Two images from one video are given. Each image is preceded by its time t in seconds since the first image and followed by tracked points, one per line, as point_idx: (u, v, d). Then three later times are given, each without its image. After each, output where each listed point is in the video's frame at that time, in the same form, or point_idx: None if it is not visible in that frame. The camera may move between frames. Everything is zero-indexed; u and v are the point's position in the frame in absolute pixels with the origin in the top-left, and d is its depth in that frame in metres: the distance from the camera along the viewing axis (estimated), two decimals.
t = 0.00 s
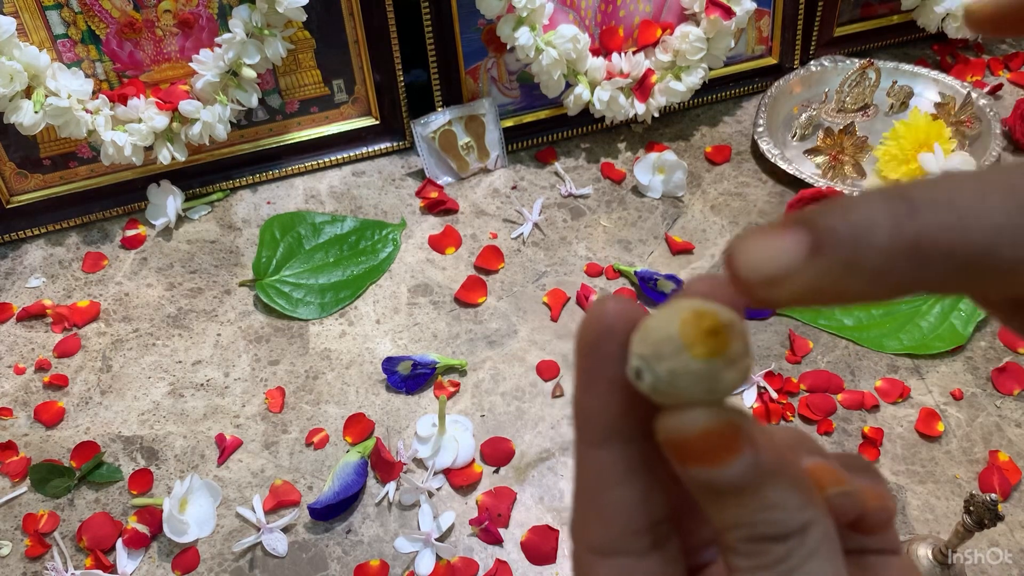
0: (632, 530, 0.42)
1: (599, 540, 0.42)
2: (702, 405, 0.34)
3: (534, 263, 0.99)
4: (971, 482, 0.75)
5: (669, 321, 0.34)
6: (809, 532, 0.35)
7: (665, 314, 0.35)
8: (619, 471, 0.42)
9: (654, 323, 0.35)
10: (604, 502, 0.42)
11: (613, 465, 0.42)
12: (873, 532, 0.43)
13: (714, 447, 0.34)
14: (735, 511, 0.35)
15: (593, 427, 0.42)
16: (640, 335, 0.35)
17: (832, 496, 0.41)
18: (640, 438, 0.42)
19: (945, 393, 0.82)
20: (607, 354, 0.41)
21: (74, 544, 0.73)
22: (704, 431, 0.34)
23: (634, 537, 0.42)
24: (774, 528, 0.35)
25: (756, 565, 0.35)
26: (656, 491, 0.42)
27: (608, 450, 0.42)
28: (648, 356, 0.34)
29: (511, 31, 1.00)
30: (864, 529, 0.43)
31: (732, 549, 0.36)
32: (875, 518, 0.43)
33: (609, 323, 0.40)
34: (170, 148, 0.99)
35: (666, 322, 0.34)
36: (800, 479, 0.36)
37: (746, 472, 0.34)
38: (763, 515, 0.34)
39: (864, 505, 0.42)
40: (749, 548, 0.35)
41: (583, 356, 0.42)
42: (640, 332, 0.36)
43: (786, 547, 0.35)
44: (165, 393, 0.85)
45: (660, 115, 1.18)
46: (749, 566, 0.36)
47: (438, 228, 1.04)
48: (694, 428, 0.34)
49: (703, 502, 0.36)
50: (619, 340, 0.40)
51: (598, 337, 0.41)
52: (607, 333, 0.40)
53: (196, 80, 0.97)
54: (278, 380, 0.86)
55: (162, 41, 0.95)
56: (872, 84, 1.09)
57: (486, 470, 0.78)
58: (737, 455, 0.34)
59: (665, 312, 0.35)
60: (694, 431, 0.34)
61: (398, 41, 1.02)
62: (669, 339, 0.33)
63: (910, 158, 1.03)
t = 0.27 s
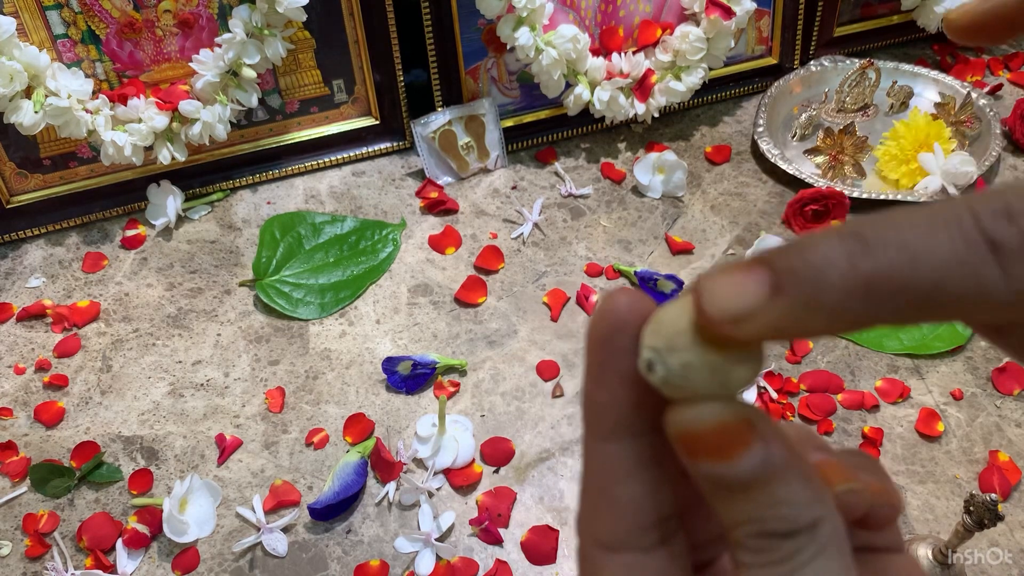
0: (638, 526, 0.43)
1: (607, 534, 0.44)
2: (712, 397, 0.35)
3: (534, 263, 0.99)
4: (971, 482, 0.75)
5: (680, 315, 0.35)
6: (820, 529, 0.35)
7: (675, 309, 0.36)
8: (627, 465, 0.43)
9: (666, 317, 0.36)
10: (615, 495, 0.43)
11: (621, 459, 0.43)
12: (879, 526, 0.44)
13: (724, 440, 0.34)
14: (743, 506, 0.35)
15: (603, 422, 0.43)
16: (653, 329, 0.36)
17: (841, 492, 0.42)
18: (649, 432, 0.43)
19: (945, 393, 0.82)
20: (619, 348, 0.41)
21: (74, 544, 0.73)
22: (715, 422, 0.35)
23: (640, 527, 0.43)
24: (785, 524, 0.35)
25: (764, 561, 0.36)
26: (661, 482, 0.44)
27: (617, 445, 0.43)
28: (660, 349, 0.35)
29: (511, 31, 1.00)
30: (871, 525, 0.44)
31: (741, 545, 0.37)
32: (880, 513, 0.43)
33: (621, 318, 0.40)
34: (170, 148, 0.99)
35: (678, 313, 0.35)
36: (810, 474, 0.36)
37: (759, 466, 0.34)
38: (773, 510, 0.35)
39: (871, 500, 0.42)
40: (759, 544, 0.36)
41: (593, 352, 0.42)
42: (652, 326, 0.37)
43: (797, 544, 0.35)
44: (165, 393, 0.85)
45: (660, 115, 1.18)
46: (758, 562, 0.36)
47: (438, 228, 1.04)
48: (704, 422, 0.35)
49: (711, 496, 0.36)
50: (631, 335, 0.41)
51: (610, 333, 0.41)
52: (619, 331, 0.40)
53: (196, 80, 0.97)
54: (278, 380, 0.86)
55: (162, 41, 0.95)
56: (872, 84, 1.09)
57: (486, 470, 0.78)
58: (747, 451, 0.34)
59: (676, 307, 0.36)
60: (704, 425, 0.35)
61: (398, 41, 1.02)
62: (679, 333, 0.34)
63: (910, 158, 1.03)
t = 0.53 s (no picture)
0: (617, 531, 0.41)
1: (584, 539, 0.41)
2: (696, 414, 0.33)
3: (534, 263, 0.99)
4: (971, 482, 0.75)
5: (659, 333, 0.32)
6: (796, 543, 0.36)
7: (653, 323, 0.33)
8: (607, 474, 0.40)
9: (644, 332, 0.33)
10: (592, 505, 0.41)
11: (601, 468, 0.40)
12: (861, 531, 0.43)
13: (708, 456, 0.33)
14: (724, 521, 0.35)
15: (582, 429, 0.40)
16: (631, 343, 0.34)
17: (823, 501, 0.40)
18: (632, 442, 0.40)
19: (945, 393, 0.82)
20: (600, 357, 0.39)
21: (74, 544, 0.73)
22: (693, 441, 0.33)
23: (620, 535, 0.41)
24: (764, 538, 0.35)
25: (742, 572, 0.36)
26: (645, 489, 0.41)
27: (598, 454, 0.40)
28: (638, 368, 0.32)
29: (511, 31, 1.00)
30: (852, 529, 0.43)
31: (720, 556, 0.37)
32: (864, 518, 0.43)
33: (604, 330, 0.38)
34: (170, 148, 0.99)
35: (658, 326, 0.33)
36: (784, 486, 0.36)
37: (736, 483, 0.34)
38: (751, 524, 0.35)
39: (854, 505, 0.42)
40: (738, 557, 0.35)
41: (575, 360, 0.40)
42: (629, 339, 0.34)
43: (774, 557, 0.35)
44: (165, 393, 0.85)
45: (660, 115, 1.18)
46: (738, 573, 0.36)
47: (438, 228, 1.04)
48: (686, 437, 0.33)
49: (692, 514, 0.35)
50: (612, 345, 0.38)
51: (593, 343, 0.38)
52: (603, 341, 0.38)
53: (196, 80, 0.97)
54: (278, 380, 0.86)
55: (162, 41, 0.95)
56: (872, 84, 1.09)
57: (486, 470, 0.78)
58: (726, 467, 0.33)
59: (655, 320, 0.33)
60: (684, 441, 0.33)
61: (398, 41, 1.02)
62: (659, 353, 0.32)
63: (910, 158, 1.03)
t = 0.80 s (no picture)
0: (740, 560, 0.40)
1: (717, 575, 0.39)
2: (879, 418, 0.39)
3: (534, 263, 0.99)
4: (971, 482, 0.75)
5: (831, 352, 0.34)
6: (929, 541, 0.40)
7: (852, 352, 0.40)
8: (775, 471, 0.45)
9: (847, 357, 0.40)
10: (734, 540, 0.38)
11: (772, 466, 0.46)
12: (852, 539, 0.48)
13: (882, 451, 0.39)
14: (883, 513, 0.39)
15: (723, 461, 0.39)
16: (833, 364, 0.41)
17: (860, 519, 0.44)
18: (804, 450, 0.45)
19: (945, 393, 0.82)
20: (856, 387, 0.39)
21: (75, 544, 0.73)
22: (877, 436, 0.39)
23: (772, 517, 0.46)
24: (915, 529, 0.39)
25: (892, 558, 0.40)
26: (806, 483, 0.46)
27: (769, 452, 0.45)
28: (839, 380, 0.40)
29: (511, 31, 1.00)
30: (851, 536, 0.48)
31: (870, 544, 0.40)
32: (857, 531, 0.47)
33: (799, 363, 0.43)
34: (171, 148, 0.99)
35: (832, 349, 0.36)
36: (937, 494, 0.41)
37: (902, 479, 0.39)
38: (906, 515, 0.39)
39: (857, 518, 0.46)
40: (892, 543, 0.40)
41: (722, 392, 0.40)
42: (836, 362, 0.41)
43: (921, 546, 0.39)
44: (165, 393, 0.85)
45: (660, 115, 1.18)
46: (886, 557, 0.40)
47: (438, 228, 1.04)
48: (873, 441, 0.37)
49: (857, 503, 0.41)
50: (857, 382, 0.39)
51: (788, 370, 0.43)
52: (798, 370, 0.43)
53: (196, 80, 0.97)
54: (278, 380, 0.86)
55: (163, 41, 0.95)
56: (872, 84, 1.08)
57: (486, 469, 0.78)
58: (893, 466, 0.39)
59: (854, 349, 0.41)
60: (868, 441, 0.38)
61: (398, 41, 1.02)
62: (857, 368, 0.39)
63: (910, 158, 1.03)
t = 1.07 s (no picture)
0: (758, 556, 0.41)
1: None
2: (871, 422, 0.39)
3: (534, 263, 0.99)
4: (971, 482, 0.75)
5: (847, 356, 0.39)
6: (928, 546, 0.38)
7: (842, 356, 0.40)
8: (768, 475, 0.44)
9: (837, 361, 0.40)
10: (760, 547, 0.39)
11: (763, 470, 0.44)
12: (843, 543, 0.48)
13: (871, 456, 0.38)
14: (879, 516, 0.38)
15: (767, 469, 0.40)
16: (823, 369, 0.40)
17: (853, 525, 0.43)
18: (796, 453, 0.44)
19: (945, 393, 0.82)
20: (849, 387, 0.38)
21: (75, 544, 0.73)
22: (865, 440, 0.38)
23: (766, 520, 0.45)
24: (905, 534, 0.38)
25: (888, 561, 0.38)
26: (797, 486, 0.45)
27: (761, 456, 0.44)
28: (829, 385, 0.39)
29: (511, 31, 1.00)
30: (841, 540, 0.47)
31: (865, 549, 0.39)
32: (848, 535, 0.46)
33: (790, 368, 0.42)
34: (171, 148, 0.99)
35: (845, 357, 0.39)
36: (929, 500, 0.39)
37: (894, 484, 0.38)
38: (896, 521, 0.38)
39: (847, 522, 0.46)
40: (881, 548, 0.39)
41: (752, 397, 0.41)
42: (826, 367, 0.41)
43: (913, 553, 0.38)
44: (165, 393, 0.85)
45: (660, 115, 1.18)
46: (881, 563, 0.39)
47: (438, 228, 1.04)
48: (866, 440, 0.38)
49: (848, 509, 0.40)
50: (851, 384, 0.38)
51: (779, 375, 0.42)
52: (788, 375, 0.42)
53: (196, 80, 0.97)
54: (278, 380, 0.86)
55: (163, 41, 0.95)
56: (872, 84, 1.08)
57: (486, 469, 0.78)
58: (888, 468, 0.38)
59: (843, 354, 0.40)
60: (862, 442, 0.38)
61: (399, 41, 1.02)
62: (847, 373, 0.39)
63: (910, 158, 1.03)
